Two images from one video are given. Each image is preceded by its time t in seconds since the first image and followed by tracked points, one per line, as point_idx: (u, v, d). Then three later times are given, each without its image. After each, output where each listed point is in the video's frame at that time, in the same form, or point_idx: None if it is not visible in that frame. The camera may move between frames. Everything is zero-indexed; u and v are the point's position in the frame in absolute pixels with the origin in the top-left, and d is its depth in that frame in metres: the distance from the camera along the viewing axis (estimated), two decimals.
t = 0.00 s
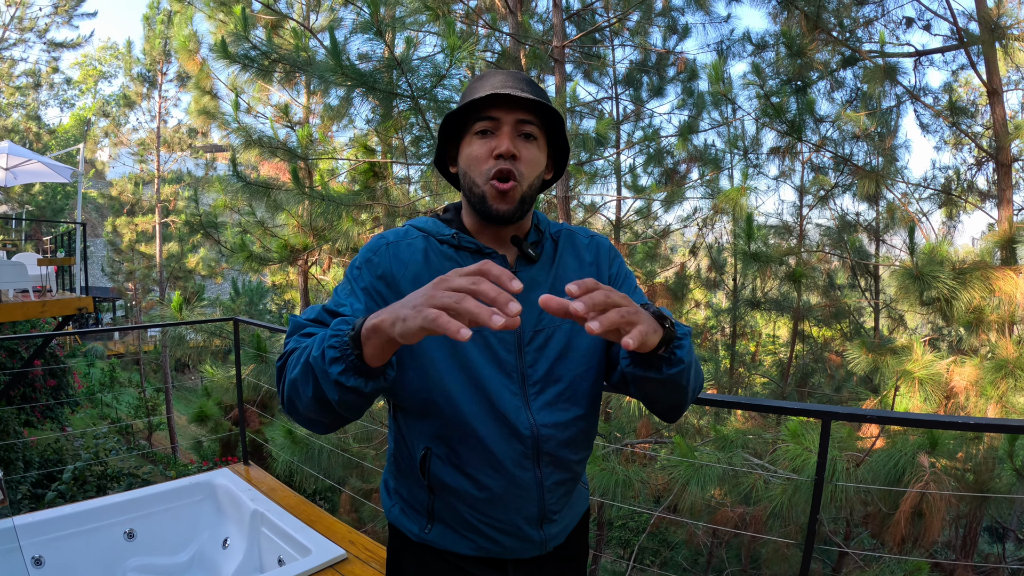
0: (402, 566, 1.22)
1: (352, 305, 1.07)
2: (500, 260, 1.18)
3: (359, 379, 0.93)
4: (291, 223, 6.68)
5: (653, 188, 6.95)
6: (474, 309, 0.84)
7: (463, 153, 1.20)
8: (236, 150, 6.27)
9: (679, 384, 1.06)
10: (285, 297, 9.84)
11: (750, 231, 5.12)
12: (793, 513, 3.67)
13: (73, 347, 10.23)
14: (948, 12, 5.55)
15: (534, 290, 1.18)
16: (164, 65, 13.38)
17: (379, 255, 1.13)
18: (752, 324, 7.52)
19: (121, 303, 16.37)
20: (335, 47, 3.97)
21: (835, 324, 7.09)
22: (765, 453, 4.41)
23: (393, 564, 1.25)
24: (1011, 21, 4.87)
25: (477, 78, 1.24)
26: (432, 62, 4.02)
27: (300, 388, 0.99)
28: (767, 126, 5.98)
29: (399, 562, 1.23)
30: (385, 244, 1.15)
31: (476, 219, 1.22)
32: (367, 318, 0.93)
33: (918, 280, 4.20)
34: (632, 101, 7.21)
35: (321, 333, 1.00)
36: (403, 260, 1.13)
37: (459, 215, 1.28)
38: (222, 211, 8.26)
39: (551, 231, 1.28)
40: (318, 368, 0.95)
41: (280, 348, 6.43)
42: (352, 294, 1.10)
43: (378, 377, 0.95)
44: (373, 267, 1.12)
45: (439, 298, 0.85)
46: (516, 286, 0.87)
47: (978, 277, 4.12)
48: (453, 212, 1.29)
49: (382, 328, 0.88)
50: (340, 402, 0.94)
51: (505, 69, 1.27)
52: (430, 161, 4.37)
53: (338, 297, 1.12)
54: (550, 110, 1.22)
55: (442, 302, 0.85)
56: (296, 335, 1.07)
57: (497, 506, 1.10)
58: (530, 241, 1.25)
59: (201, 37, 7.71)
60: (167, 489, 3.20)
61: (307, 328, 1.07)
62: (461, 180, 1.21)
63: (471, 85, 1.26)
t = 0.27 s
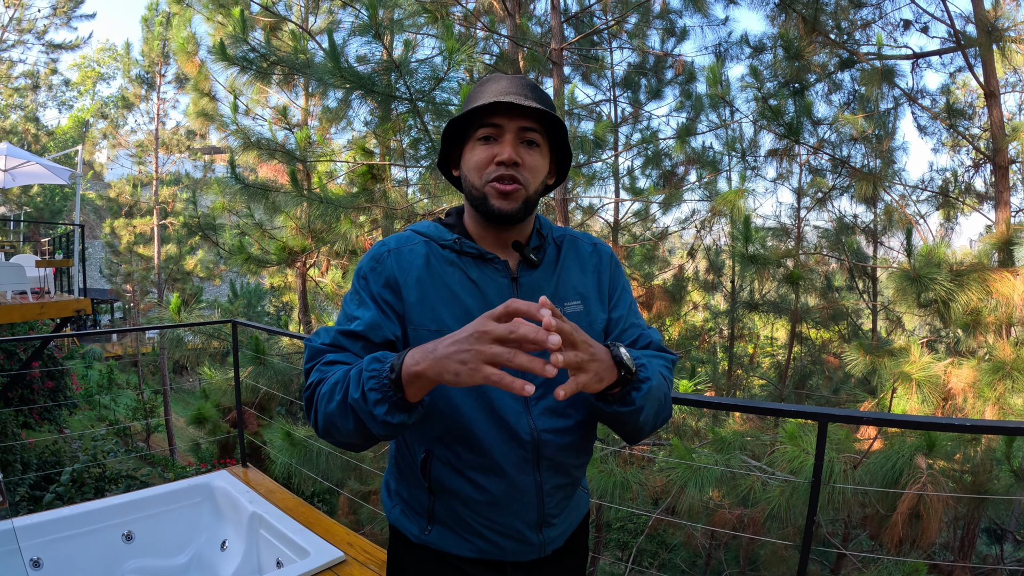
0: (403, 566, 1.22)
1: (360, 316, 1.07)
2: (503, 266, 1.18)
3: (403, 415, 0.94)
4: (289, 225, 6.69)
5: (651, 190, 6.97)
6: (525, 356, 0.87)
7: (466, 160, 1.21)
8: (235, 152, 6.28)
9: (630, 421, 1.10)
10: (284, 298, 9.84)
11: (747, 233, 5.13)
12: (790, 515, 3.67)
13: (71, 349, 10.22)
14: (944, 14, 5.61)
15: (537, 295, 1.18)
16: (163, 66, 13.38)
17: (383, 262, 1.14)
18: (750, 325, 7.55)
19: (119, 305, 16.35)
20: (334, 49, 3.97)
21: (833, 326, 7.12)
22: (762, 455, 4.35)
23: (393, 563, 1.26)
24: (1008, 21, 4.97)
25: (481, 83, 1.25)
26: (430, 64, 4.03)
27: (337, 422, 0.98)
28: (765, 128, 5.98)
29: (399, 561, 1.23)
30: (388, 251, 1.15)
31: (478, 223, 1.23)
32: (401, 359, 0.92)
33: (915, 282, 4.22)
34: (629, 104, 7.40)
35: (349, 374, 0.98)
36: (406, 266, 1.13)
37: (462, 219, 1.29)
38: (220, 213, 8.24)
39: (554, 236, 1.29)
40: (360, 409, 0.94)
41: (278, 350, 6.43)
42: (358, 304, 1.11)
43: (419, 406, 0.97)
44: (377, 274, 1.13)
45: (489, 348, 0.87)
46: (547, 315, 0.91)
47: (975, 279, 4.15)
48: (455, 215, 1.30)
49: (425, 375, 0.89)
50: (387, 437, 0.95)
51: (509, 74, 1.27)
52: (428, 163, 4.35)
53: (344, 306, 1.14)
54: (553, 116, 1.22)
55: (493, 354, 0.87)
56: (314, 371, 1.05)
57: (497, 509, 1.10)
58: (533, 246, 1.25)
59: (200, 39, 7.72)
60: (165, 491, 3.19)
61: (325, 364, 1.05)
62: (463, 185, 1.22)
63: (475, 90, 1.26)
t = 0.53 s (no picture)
0: (405, 568, 1.22)
1: (362, 319, 1.08)
2: (504, 266, 1.18)
3: (411, 414, 0.95)
4: (288, 227, 6.70)
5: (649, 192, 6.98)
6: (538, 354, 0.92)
7: (465, 165, 1.22)
8: (233, 154, 6.28)
9: (615, 418, 1.10)
10: (283, 300, 9.84)
11: (746, 235, 5.13)
12: (789, 517, 3.67)
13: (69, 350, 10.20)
14: (942, 16, 5.63)
15: (538, 296, 1.19)
16: (161, 68, 13.37)
17: (384, 265, 1.14)
18: (749, 327, 7.56)
19: (117, 306, 16.35)
20: (333, 51, 3.98)
21: (831, 327, 7.14)
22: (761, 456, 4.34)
23: (395, 566, 1.25)
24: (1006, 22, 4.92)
25: (478, 85, 1.25)
26: (429, 66, 4.03)
27: (345, 422, 0.99)
28: (763, 130, 5.98)
29: (401, 563, 1.23)
30: (389, 254, 1.15)
31: (478, 227, 1.24)
32: (410, 362, 0.94)
33: (913, 284, 4.23)
34: (627, 106, 7.28)
35: (355, 376, 1.00)
36: (408, 268, 1.13)
37: (461, 222, 1.30)
38: (218, 215, 8.22)
39: (554, 237, 1.29)
40: (369, 411, 0.96)
41: (277, 352, 6.43)
42: (360, 307, 1.11)
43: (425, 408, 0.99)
44: (379, 277, 1.13)
45: (505, 356, 0.90)
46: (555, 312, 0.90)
47: (973, 281, 4.16)
48: (455, 217, 1.30)
49: (437, 378, 0.92)
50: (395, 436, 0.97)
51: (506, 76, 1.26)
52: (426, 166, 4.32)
53: (344, 309, 1.14)
54: (551, 121, 1.22)
55: (509, 361, 0.90)
56: (316, 372, 1.06)
57: (500, 509, 1.10)
58: (532, 247, 1.26)
59: (199, 41, 7.73)
60: (163, 493, 3.19)
61: (328, 366, 1.06)
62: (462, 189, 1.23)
63: (472, 92, 1.26)
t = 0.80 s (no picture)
0: (405, 568, 1.21)
1: (359, 325, 1.09)
2: (503, 266, 1.18)
3: (391, 423, 0.97)
4: (286, 228, 6.70)
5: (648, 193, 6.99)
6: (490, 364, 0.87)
7: (464, 170, 1.21)
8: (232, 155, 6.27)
9: (629, 422, 1.15)
10: (281, 301, 9.84)
11: (744, 236, 5.13)
12: (787, 518, 3.67)
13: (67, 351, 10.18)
14: (940, 18, 5.65)
15: (537, 295, 1.18)
16: (159, 68, 13.36)
17: (382, 268, 1.14)
18: (747, 328, 7.56)
19: (115, 307, 16.32)
20: (331, 52, 3.98)
21: (830, 328, 7.14)
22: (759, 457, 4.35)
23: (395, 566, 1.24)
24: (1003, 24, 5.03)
25: (478, 89, 1.24)
26: (427, 67, 4.03)
27: (338, 430, 1.01)
28: (761, 132, 5.98)
29: (402, 564, 1.22)
30: (387, 257, 1.16)
31: (477, 232, 1.24)
32: (383, 373, 0.95)
33: (910, 284, 4.24)
34: (626, 106, 7.22)
35: (339, 387, 1.01)
36: (406, 270, 1.14)
37: (460, 225, 1.30)
38: (217, 215, 8.21)
39: (553, 238, 1.29)
40: (352, 420, 0.98)
41: (275, 353, 6.42)
42: (357, 311, 1.12)
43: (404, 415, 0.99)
44: (376, 280, 1.13)
45: (454, 366, 0.88)
46: (504, 322, 0.86)
47: (971, 281, 4.16)
48: (454, 220, 1.30)
49: (405, 390, 0.92)
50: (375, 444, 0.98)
51: (506, 79, 1.25)
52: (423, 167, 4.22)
53: (344, 314, 1.15)
54: (552, 128, 1.21)
55: (459, 373, 0.87)
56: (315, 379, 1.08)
57: (500, 507, 1.10)
58: (531, 247, 1.26)
59: (197, 42, 7.72)
60: (161, 493, 3.19)
61: (326, 373, 1.08)
62: (461, 195, 1.23)
63: (472, 96, 1.25)
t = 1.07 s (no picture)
0: (407, 566, 1.21)
1: (364, 325, 1.09)
2: (505, 266, 1.18)
3: (392, 438, 0.97)
4: (285, 228, 6.70)
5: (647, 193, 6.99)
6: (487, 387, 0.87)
7: (468, 174, 1.21)
8: (231, 155, 6.27)
9: (628, 423, 1.17)
10: (280, 301, 9.84)
11: (744, 236, 5.13)
12: (787, 518, 3.66)
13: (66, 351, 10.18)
14: (940, 18, 5.65)
15: (538, 295, 1.19)
16: (159, 69, 13.36)
17: (386, 268, 1.13)
18: (746, 329, 7.57)
19: (114, 307, 16.32)
20: (331, 52, 3.98)
21: (829, 329, 7.14)
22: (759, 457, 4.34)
23: (397, 564, 1.24)
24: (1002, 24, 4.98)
25: (483, 91, 1.23)
26: (427, 67, 4.03)
27: (342, 438, 1.01)
28: (761, 132, 5.98)
29: (404, 562, 1.22)
30: (389, 258, 1.15)
31: (481, 233, 1.23)
32: (385, 391, 0.95)
33: (910, 284, 4.23)
34: (626, 107, 7.23)
35: (342, 395, 1.01)
36: (409, 270, 1.13)
37: (462, 224, 1.29)
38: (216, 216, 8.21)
39: (554, 238, 1.30)
40: (352, 432, 0.98)
41: (274, 353, 6.41)
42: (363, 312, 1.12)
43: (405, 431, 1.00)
44: (380, 281, 1.13)
45: (452, 396, 0.87)
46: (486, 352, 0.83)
47: (970, 281, 4.16)
48: (455, 220, 1.30)
49: (405, 411, 0.93)
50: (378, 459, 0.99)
51: (510, 82, 1.24)
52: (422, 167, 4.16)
53: (347, 315, 1.14)
54: (556, 132, 1.21)
55: (458, 402, 0.88)
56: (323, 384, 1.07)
57: (504, 505, 1.10)
58: (533, 247, 1.27)
59: (197, 42, 7.72)
60: (161, 493, 3.19)
61: (334, 377, 1.07)
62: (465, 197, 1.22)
63: (476, 97, 1.24)
